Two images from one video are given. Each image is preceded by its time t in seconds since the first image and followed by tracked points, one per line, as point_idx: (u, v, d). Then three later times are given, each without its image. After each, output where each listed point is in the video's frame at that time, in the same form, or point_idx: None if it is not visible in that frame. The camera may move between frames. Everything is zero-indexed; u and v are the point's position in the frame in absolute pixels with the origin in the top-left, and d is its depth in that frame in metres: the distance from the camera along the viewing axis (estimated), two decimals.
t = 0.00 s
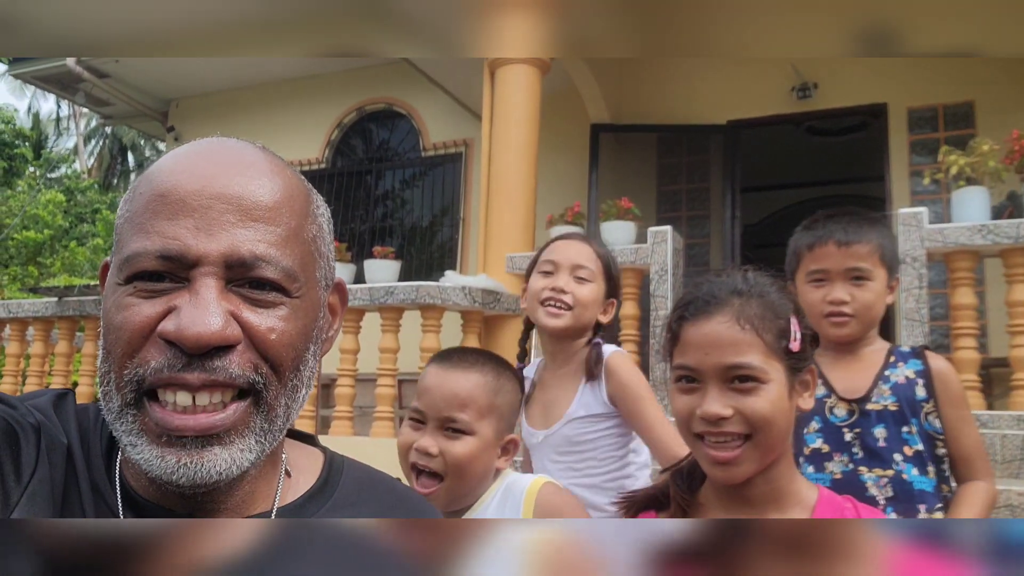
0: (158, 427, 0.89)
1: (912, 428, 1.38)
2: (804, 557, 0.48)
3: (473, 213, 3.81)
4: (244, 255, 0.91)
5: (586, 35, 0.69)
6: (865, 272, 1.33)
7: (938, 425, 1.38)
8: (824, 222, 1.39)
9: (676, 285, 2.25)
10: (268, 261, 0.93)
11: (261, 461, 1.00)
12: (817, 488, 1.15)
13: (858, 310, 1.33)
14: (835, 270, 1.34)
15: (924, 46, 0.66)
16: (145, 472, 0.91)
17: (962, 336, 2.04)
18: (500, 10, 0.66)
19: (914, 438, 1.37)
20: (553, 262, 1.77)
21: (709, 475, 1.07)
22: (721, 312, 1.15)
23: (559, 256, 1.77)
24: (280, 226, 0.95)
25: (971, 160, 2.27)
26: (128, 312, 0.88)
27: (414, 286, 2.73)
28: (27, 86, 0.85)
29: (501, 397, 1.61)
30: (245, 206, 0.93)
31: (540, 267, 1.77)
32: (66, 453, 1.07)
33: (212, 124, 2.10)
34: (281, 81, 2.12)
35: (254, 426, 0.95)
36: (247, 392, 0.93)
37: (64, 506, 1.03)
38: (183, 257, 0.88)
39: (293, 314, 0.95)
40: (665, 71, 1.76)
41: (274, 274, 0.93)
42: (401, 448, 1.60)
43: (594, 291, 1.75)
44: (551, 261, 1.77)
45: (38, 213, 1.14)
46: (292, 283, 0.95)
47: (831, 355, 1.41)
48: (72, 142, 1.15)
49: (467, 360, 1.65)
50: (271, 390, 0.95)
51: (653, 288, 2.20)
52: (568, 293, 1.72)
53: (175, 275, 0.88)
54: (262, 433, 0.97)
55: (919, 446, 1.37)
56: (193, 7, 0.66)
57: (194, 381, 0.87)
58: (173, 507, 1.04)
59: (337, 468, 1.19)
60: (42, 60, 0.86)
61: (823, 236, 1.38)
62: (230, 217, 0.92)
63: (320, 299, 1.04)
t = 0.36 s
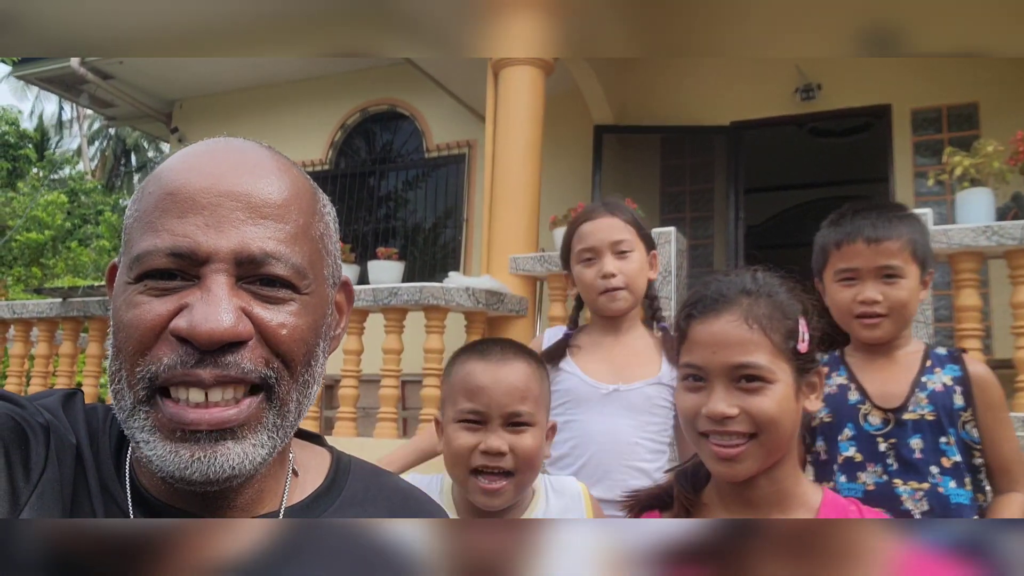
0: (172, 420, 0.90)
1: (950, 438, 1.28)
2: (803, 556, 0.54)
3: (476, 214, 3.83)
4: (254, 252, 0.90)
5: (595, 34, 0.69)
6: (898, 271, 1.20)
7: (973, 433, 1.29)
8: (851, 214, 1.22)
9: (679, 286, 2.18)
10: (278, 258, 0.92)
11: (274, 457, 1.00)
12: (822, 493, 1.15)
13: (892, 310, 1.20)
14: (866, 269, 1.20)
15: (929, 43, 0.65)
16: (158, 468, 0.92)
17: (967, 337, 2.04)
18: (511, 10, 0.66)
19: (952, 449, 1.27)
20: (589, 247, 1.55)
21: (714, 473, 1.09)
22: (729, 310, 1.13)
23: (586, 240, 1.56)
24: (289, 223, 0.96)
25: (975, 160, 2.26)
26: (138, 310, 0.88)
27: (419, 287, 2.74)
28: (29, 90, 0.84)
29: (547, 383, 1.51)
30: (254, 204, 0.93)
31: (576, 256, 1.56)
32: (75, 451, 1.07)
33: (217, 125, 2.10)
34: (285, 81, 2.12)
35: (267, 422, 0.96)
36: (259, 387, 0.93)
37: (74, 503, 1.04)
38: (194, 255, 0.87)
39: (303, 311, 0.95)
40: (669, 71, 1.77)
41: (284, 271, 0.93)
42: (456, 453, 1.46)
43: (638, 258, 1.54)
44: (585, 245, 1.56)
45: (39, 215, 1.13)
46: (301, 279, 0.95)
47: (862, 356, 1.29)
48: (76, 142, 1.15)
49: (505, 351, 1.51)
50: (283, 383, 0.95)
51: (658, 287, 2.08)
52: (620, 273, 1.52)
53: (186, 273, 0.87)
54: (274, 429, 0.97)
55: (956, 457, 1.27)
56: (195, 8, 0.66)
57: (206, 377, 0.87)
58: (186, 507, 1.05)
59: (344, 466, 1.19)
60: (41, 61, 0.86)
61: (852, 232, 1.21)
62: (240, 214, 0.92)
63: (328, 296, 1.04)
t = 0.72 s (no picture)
0: (178, 426, 0.89)
1: None
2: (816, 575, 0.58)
3: (478, 216, 3.85)
4: (262, 256, 0.91)
5: (594, 37, 0.68)
6: None
7: None
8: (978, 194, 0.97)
9: (681, 288, 2.18)
10: (286, 261, 0.93)
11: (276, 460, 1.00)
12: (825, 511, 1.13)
13: None
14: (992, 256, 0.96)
15: (932, 44, 0.65)
16: (164, 472, 0.93)
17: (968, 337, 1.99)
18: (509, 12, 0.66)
19: None
20: (584, 269, 1.47)
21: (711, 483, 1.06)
22: (729, 321, 1.13)
23: (580, 265, 1.48)
24: (295, 226, 0.96)
25: (978, 161, 2.26)
26: (144, 315, 0.87)
27: (420, 288, 2.74)
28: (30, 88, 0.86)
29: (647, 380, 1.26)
30: (261, 207, 0.93)
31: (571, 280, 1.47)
32: (69, 453, 1.07)
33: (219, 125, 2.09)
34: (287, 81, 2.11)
35: (272, 427, 0.96)
36: (265, 392, 0.92)
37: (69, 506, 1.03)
38: (201, 258, 0.87)
39: (309, 313, 0.96)
40: (671, 72, 1.77)
41: (292, 274, 0.93)
42: (556, 468, 1.25)
43: (635, 274, 1.45)
44: (579, 268, 1.48)
45: (42, 220, 1.12)
46: (307, 283, 0.95)
47: (978, 359, 1.21)
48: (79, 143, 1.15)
49: (590, 351, 1.29)
50: (289, 389, 0.95)
51: (660, 289, 2.05)
52: (618, 290, 1.41)
53: (192, 276, 0.87)
54: (280, 433, 0.98)
55: None
56: (190, 9, 0.66)
57: (218, 385, 0.86)
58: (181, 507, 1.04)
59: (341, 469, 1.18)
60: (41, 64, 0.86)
61: (971, 221, 1.09)
62: (247, 218, 0.91)
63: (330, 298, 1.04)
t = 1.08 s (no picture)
0: (190, 424, 0.88)
1: None
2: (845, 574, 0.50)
3: (479, 216, 3.86)
4: (261, 258, 0.90)
5: (593, 40, 0.68)
6: None
7: None
8: None
9: (682, 288, 2.18)
10: (285, 262, 0.93)
11: (281, 455, 1.00)
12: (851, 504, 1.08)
13: None
14: None
15: (932, 44, 0.64)
16: (173, 470, 0.93)
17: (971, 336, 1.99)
18: (506, 19, 0.65)
19: None
20: (588, 259, 1.49)
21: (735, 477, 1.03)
22: (729, 308, 1.16)
23: (589, 252, 1.48)
24: (294, 226, 0.96)
25: (979, 161, 2.25)
26: (147, 322, 0.87)
27: (421, 289, 2.74)
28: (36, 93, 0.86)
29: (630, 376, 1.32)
30: (259, 209, 0.93)
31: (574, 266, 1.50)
32: (72, 450, 1.07)
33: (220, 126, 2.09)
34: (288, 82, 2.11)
35: (277, 424, 0.96)
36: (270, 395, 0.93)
37: (72, 504, 1.03)
38: (200, 262, 0.87)
39: (309, 313, 0.96)
40: (672, 72, 1.77)
41: (291, 275, 0.93)
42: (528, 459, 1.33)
43: (640, 280, 1.47)
44: (585, 257, 1.49)
45: (44, 220, 1.11)
46: (307, 282, 0.95)
47: None
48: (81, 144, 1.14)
49: (572, 346, 1.33)
50: (291, 389, 0.95)
51: (661, 290, 2.05)
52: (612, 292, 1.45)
53: (193, 280, 0.87)
54: (285, 429, 0.97)
55: None
56: (180, 12, 0.65)
57: (225, 395, 0.87)
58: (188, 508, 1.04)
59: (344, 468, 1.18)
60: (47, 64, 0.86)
61: None
62: (245, 220, 0.91)
63: (330, 295, 1.04)
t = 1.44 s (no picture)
0: (184, 428, 0.90)
1: None
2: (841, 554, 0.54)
3: (480, 217, 3.87)
4: (259, 254, 0.90)
5: (589, 42, 0.67)
6: None
7: None
8: None
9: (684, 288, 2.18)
10: (283, 258, 0.93)
11: (281, 455, 1.00)
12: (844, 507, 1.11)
13: None
14: None
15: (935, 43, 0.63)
16: (173, 471, 0.93)
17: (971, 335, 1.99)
18: (502, 19, 0.65)
19: None
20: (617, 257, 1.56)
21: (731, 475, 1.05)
22: (736, 306, 1.14)
23: (620, 251, 1.56)
24: (292, 223, 0.96)
25: (980, 160, 2.25)
26: (144, 315, 0.87)
27: (423, 289, 2.74)
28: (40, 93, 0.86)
29: (563, 382, 1.51)
30: (256, 206, 0.93)
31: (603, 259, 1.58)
32: (75, 445, 1.06)
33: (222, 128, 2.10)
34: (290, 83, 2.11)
35: (276, 420, 0.96)
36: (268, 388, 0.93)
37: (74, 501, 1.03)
38: (197, 258, 0.87)
39: (309, 308, 0.96)
40: (673, 72, 1.77)
41: (289, 271, 0.93)
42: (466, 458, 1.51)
43: (648, 297, 1.53)
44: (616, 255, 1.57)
45: (47, 221, 1.11)
46: (306, 278, 0.95)
47: (1013, 350, 1.19)
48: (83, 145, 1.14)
49: (512, 352, 1.54)
50: (290, 384, 0.95)
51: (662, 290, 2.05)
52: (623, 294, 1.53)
53: (190, 276, 0.87)
54: (285, 426, 0.97)
55: None
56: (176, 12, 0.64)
57: (219, 386, 0.87)
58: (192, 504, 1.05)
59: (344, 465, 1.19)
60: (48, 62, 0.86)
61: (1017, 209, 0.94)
62: (242, 216, 0.91)
63: (331, 290, 1.04)
